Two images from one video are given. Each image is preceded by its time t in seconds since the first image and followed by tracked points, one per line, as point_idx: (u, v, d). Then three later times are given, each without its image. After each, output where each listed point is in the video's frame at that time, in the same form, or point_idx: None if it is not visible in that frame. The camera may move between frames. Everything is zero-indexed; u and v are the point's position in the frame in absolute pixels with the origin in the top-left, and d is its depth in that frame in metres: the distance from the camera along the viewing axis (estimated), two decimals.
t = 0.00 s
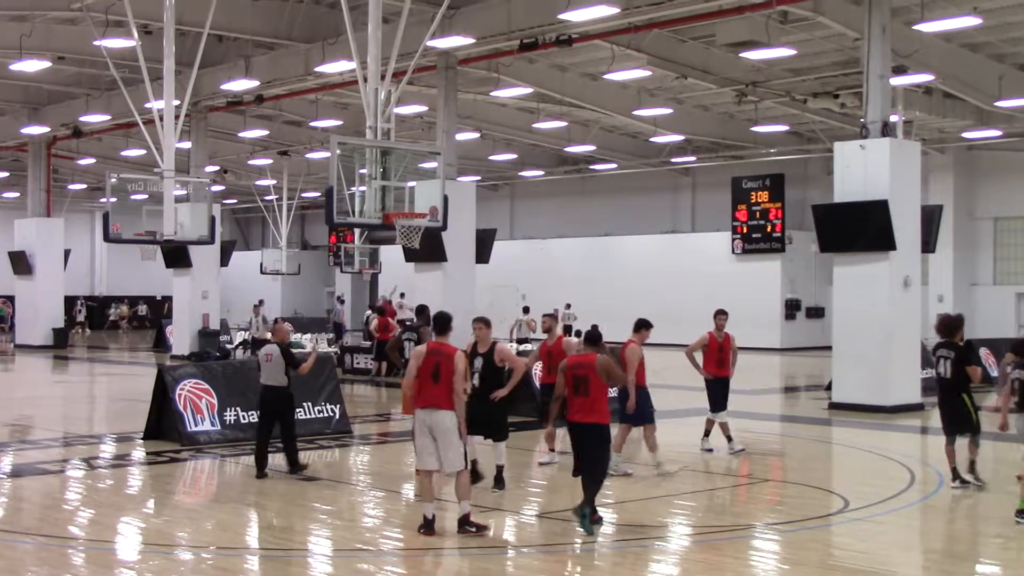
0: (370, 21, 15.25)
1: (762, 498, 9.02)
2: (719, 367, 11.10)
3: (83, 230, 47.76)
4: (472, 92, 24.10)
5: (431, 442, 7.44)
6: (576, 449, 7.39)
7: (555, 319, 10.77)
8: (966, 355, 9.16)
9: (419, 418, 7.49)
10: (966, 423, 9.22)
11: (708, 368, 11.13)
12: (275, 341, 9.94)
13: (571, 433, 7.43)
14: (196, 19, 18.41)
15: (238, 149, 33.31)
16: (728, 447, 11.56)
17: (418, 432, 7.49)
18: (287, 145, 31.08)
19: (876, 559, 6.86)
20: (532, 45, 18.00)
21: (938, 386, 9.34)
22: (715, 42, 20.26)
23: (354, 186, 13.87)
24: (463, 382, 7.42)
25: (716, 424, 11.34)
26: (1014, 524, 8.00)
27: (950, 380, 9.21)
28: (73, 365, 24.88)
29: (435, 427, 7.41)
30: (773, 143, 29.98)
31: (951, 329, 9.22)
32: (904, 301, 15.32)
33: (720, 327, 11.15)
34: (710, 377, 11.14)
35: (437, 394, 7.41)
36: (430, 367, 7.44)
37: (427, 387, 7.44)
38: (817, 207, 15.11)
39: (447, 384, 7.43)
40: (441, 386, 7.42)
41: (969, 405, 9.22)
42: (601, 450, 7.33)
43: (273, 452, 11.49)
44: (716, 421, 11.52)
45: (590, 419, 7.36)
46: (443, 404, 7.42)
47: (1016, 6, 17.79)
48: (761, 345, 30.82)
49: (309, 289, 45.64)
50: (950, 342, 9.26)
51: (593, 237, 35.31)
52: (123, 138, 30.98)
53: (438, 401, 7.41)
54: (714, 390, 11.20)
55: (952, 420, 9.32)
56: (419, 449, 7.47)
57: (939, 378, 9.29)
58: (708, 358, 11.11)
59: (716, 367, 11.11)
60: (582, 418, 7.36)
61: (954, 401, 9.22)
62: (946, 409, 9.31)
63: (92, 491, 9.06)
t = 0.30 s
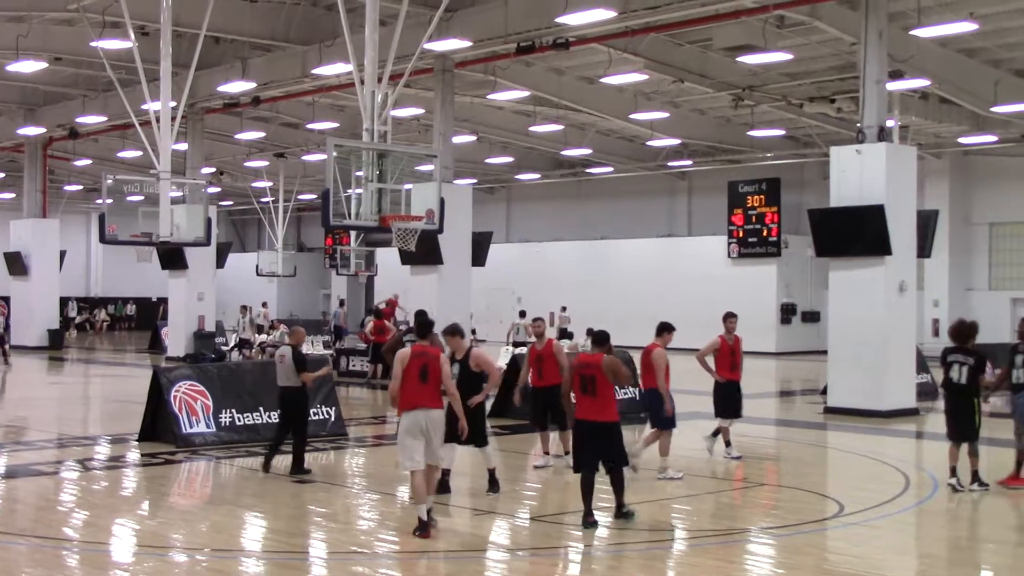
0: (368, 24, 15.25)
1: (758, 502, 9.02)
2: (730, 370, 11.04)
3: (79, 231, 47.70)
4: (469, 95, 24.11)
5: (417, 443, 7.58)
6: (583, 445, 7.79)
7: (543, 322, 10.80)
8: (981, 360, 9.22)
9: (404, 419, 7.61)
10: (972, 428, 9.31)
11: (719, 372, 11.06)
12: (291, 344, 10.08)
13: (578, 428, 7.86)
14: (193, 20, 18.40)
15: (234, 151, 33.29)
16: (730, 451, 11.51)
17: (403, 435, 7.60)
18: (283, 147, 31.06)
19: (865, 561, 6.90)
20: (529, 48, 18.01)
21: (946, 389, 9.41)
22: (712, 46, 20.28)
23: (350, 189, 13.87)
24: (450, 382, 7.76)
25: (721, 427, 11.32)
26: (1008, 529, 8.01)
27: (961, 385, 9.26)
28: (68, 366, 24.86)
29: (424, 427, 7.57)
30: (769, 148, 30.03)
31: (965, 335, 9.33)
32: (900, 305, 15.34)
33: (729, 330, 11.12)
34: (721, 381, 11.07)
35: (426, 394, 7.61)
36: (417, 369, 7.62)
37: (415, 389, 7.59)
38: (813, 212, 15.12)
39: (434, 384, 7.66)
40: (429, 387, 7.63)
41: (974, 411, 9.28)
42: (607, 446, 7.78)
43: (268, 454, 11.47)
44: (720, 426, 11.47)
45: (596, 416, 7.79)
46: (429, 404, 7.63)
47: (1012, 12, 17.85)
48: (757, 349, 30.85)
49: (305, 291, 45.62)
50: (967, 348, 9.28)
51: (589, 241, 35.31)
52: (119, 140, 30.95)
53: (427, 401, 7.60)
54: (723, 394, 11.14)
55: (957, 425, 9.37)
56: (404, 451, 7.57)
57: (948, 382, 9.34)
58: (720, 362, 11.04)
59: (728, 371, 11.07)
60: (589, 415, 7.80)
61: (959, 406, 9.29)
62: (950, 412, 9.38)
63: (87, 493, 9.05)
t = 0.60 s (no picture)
0: (365, 27, 15.24)
1: (755, 505, 9.02)
2: (743, 374, 11.09)
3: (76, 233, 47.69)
4: (465, 98, 24.13)
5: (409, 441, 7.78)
6: (597, 444, 8.09)
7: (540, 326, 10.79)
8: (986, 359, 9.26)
9: (397, 417, 7.77)
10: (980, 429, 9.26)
11: (731, 376, 11.09)
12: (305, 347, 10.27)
13: (592, 427, 8.14)
14: (189, 23, 18.39)
15: (231, 154, 33.31)
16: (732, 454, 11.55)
17: (396, 432, 7.76)
18: (281, 150, 31.08)
19: (862, 563, 6.91)
20: (526, 51, 18.02)
21: (949, 390, 9.39)
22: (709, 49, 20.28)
23: (347, 192, 13.86)
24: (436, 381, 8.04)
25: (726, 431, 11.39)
26: (1005, 532, 8.01)
27: (967, 386, 9.26)
28: (66, 370, 24.83)
29: (417, 425, 7.77)
30: (766, 150, 30.06)
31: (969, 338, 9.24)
32: (897, 308, 15.35)
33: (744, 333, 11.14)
34: (733, 385, 11.11)
35: (420, 393, 7.79)
36: (411, 368, 7.81)
37: (410, 388, 7.76)
38: (810, 215, 15.13)
39: (426, 384, 7.88)
40: (421, 386, 7.83)
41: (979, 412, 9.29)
42: (620, 445, 8.07)
43: (264, 457, 11.47)
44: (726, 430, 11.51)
45: (609, 415, 8.09)
46: (421, 403, 7.85)
47: (1008, 15, 17.89)
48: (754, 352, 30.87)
49: (302, 294, 45.62)
50: (974, 350, 9.31)
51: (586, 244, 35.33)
52: (116, 143, 30.94)
53: (419, 400, 7.80)
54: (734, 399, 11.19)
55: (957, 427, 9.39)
56: (397, 448, 7.75)
57: (953, 383, 9.31)
58: (733, 367, 11.05)
59: (740, 376, 11.11)
60: (602, 414, 8.09)
61: (964, 408, 9.28)
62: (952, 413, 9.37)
63: (84, 496, 9.04)
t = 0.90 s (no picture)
0: (362, 30, 15.23)
1: (752, 508, 9.02)
2: (760, 378, 11.00)
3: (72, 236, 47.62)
4: (462, 101, 24.13)
5: (391, 440, 7.78)
6: (597, 445, 8.17)
7: (544, 328, 10.75)
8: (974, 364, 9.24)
9: (380, 416, 7.76)
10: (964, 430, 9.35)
11: (749, 380, 11.00)
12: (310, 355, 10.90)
13: (592, 428, 8.22)
14: (186, 25, 18.38)
15: (228, 156, 33.29)
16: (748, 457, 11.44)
17: (378, 431, 7.76)
18: (278, 153, 31.06)
19: (858, 567, 6.90)
20: (523, 54, 18.01)
21: (938, 394, 9.43)
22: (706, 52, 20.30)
23: (344, 194, 13.86)
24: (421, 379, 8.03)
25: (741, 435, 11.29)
26: (1000, 536, 8.01)
27: (953, 390, 9.29)
28: (62, 372, 24.80)
29: (400, 427, 7.76)
30: (763, 154, 30.09)
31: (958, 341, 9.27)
32: (894, 311, 15.37)
33: (761, 338, 11.11)
34: (751, 389, 11.00)
35: (404, 394, 7.79)
36: (397, 369, 7.77)
37: (394, 388, 7.76)
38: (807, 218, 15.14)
39: (410, 385, 7.86)
40: (406, 387, 7.81)
41: (967, 415, 9.32)
42: (620, 445, 8.13)
43: (261, 460, 11.45)
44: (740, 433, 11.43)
45: (609, 417, 8.17)
46: (405, 404, 7.84)
47: (1005, 19, 17.91)
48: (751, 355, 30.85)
49: (298, 296, 45.54)
50: (958, 353, 9.34)
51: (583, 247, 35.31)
52: (113, 145, 30.95)
53: (403, 401, 7.79)
54: (752, 406, 11.05)
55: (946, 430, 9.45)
56: (379, 448, 7.76)
57: (942, 387, 9.37)
58: (750, 372, 10.99)
59: (758, 381, 11.02)
60: (603, 415, 8.17)
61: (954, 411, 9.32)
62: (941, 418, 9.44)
63: (79, 499, 9.01)
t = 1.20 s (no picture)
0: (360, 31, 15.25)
1: (749, 511, 9.02)
2: (779, 378, 10.86)
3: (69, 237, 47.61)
4: (460, 103, 24.13)
5: (370, 443, 7.88)
6: (588, 444, 8.36)
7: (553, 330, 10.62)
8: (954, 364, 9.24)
9: (358, 420, 7.88)
10: (947, 432, 9.28)
11: (766, 381, 10.86)
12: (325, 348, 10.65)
13: (584, 427, 8.42)
14: (184, 27, 18.39)
15: (226, 157, 33.30)
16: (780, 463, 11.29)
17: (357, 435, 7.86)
18: (276, 155, 31.07)
19: (858, 570, 6.88)
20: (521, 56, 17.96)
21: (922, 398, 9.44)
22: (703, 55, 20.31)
23: (342, 196, 13.86)
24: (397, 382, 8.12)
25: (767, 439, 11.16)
26: (997, 539, 8.01)
27: (935, 391, 9.32)
28: (58, 373, 24.77)
29: (378, 429, 7.87)
30: (761, 156, 30.12)
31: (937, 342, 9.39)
32: (891, 314, 15.38)
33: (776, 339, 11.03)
34: (768, 390, 10.87)
35: (380, 397, 7.89)
36: (373, 373, 7.87)
37: (371, 392, 7.86)
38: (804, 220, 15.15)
39: (387, 388, 7.96)
40: (382, 390, 7.92)
41: (952, 416, 9.28)
42: (613, 445, 8.34)
43: (259, 462, 11.44)
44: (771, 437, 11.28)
45: (599, 417, 8.37)
46: (382, 407, 7.94)
47: (1003, 22, 17.93)
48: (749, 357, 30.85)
49: (296, 297, 45.50)
50: (937, 354, 9.35)
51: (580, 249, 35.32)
52: (111, 146, 30.94)
53: (380, 404, 7.89)
54: (772, 408, 10.99)
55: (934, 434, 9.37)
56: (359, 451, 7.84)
57: (925, 390, 9.39)
58: (769, 373, 10.85)
59: (776, 381, 10.88)
60: (594, 415, 8.37)
61: (938, 413, 9.29)
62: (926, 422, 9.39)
63: (77, 500, 9.01)
